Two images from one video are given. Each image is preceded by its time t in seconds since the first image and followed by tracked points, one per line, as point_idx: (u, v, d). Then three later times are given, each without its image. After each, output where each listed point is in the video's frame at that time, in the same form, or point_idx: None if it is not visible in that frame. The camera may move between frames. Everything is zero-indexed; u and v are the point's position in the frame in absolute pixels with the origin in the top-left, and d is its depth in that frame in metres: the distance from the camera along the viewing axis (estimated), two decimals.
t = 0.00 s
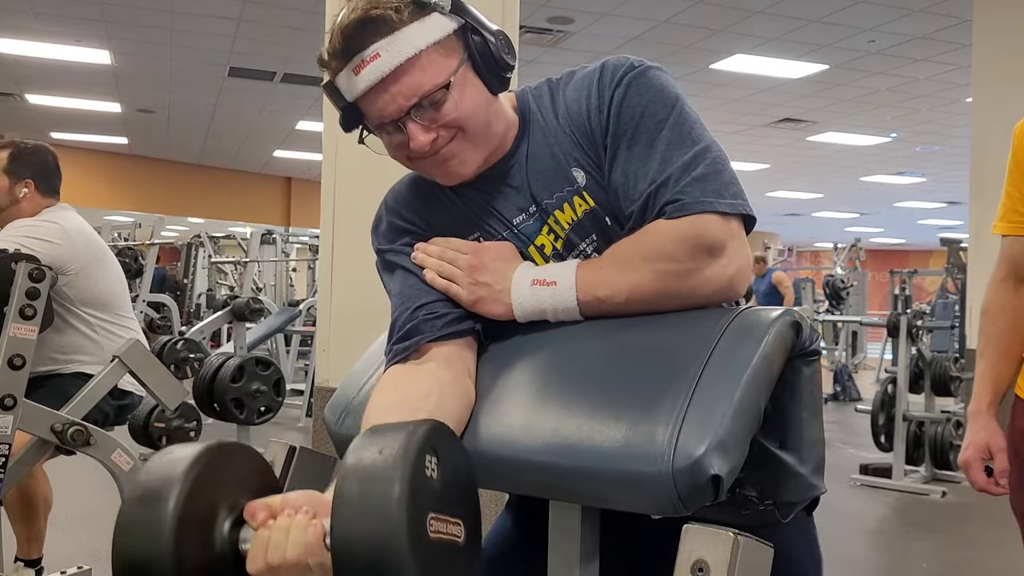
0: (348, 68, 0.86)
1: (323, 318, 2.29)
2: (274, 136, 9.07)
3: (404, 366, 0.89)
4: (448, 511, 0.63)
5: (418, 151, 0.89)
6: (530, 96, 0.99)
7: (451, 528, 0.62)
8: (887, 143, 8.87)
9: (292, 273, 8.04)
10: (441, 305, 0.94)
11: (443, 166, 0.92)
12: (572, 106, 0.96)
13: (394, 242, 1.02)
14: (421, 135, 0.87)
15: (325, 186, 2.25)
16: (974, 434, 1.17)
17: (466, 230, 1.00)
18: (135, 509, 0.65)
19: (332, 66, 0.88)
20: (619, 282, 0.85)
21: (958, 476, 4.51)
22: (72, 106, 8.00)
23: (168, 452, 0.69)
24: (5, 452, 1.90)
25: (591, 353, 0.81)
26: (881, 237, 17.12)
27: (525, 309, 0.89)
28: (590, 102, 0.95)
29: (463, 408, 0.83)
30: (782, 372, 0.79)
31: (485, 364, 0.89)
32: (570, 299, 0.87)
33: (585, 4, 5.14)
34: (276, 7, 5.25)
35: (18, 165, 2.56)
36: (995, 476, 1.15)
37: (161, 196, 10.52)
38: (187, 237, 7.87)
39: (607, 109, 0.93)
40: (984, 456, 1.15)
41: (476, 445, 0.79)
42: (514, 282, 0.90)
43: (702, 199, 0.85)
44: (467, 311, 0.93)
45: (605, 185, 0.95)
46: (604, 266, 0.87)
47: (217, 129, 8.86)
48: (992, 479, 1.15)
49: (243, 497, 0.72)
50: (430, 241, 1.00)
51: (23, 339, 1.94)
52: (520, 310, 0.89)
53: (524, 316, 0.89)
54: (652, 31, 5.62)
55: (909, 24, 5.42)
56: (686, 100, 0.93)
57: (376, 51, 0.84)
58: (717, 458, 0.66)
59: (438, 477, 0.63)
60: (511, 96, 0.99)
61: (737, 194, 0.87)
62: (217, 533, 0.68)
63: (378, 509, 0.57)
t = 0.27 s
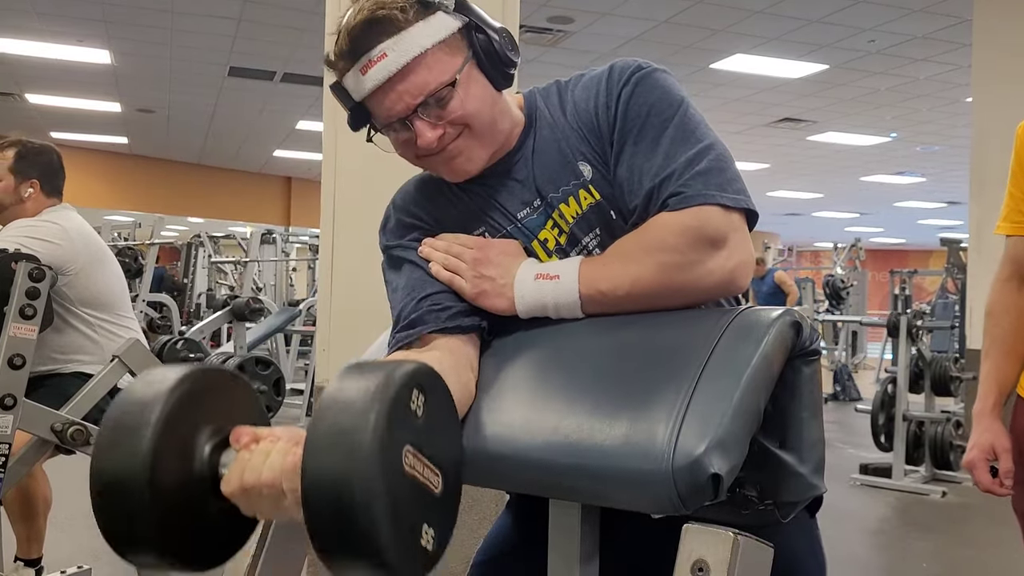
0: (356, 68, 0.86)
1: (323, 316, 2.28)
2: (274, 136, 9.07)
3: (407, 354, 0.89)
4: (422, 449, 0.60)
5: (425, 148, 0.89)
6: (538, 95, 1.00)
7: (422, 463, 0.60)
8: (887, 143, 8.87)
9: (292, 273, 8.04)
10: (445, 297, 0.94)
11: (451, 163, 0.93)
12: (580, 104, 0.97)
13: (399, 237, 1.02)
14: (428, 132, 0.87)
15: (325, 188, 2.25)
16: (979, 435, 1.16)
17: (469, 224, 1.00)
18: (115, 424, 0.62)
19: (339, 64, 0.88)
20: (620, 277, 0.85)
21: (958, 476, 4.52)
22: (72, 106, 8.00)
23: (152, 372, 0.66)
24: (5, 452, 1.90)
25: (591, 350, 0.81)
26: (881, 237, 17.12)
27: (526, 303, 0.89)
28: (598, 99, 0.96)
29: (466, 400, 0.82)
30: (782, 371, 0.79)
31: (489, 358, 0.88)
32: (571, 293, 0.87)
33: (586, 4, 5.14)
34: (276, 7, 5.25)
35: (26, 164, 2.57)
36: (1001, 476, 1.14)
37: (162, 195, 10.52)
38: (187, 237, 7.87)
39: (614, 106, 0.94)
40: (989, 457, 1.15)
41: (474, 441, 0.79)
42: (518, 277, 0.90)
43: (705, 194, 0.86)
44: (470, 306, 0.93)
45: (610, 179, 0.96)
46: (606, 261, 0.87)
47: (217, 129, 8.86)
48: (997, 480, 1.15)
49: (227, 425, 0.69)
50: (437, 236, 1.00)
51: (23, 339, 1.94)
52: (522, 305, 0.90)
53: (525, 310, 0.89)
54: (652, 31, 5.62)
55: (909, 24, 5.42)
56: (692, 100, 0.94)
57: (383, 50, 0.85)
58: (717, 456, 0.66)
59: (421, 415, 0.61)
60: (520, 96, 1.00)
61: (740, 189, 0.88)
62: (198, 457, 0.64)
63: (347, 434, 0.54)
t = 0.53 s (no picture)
0: (358, 63, 0.86)
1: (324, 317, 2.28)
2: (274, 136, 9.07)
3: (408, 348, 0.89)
4: (418, 382, 0.60)
5: (426, 143, 0.89)
6: (539, 96, 1.01)
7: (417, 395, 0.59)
8: (887, 143, 8.86)
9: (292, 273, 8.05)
10: (447, 292, 0.94)
11: (451, 157, 0.93)
12: (582, 104, 0.98)
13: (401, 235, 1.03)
14: (429, 127, 0.88)
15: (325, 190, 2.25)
16: (981, 437, 1.16)
17: (470, 222, 1.00)
18: (110, 343, 0.63)
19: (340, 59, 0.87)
20: (619, 275, 0.85)
21: (958, 476, 4.52)
22: (72, 106, 8.00)
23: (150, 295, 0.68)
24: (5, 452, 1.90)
25: (590, 348, 0.81)
26: (881, 238, 17.12)
27: (526, 302, 0.89)
28: (599, 100, 0.97)
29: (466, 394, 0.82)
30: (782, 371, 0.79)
31: (491, 356, 0.88)
32: (571, 290, 0.87)
33: (586, 4, 5.14)
34: (276, 7, 5.25)
35: (25, 164, 2.57)
36: (1004, 478, 1.15)
37: (162, 195, 10.52)
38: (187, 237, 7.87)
39: (616, 106, 0.94)
40: (992, 459, 1.15)
41: (472, 439, 0.78)
42: (518, 274, 0.90)
43: (705, 191, 0.86)
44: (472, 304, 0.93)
45: (610, 178, 0.96)
46: (606, 260, 0.87)
47: (217, 129, 8.85)
48: (1000, 481, 1.15)
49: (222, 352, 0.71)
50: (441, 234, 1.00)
51: (23, 339, 1.94)
52: (522, 303, 0.89)
53: (525, 309, 0.89)
54: (652, 31, 5.62)
55: (908, 24, 5.42)
56: (693, 101, 0.94)
57: (385, 45, 0.84)
58: (717, 455, 0.66)
59: (424, 350, 0.61)
60: (522, 97, 1.01)
61: (739, 189, 0.88)
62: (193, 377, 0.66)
63: (340, 359, 0.54)
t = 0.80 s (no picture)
0: (363, 38, 0.87)
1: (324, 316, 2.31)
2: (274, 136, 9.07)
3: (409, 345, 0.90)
4: (428, 322, 0.65)
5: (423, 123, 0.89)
6: (543, 98, 1.02)
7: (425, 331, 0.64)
8: (887, 143, 8.87)
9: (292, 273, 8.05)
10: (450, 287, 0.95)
11: (448, 144, 0.92)
12: (585, 103, 0.99)
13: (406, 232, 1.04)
14: (427, 105, 0.88)
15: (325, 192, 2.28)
16: (976, 433, 1.18)
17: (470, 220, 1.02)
18: (126, 274, 0.69)
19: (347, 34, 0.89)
20: (620, 272, 0.86)
21: (957, 476, 4.53)
22: (72, 106, 8.00)
23: (161, 229, 0.73)
24: (7, 452, 1.90)
25: (591, 345, 0.82)
26: (881, 237, 17.13)
27: (527, 298, 0.89)
28: (603, 99, 0.98)
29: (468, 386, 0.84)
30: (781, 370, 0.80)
31: (492, 353, 0.89)
32: (572, 287, 0.87)
33: (585, 5, 5.14)
34: (275, 7, 5.25)
35: (27, 162, 2.58)
36: (997, 474, 1.16)
37: (162, 195, 10.53)
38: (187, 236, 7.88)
39: (620, 105, 0.96)
40: (985, 454, 1.16)
41: (472, 434, 0.80)
42: (520, 270, 0.91)
43: (707, 189, 0.87)
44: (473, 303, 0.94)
45: (613, 177, 0.97)
46: (606, 258, 0.88)
47: (217, 128, 8.86)
48: (994, 477, 1.16)
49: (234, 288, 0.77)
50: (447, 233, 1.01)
51: (24, 338, 1.95)
52: (523, 299, 0.90)
53: (526, 305, 0.90)
54: (651, 32, 5.62)
55: (907, 25, 5.43)
56: (696, 103, 0.95)
57: (390, 20, 0.86)
58: (716, 454, 0.68)
59: (438, 292, 0.66)
60: (526, 98, 1.02)
61: (740, 188, 0.89)
62: (205, 308, 0.72)
63: (352, 296, 0.58)
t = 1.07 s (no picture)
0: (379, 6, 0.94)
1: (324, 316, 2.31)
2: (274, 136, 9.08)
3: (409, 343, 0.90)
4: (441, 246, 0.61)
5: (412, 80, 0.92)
6: (550, 102, 1.02)
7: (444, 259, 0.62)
8: (886, 143, 8.87)
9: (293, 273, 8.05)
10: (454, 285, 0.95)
11: (432, 107, 0.92)
12: (590, 103, 1.00)
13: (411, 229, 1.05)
14: (415, 59, 0.91)
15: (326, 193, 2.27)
16: (974, 441, 1.19)
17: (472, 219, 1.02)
18: (147, 202, 0.65)
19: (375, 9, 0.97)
20: (619, 270, 0.86)
21: (957, 476, 4.53)
22: (72, 107, 8.00)
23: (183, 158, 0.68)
24: (7, 452, 1.90)
25: (593, 342, 0.82)
26: (881, 238, 17.14)
27: (527, 296, 0.89)
28: (607, 101, 0.98)
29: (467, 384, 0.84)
30: (781, 370, 0.80)
31: (493, 351, 0.89)
32: (572, 286, 0.87)
33: (585, 5, 5.15)
34: (275, 7, 5.25)
35: (11, 162, 2.57)
36: (996, 481, 1.17)
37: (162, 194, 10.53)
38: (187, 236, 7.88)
39: (623, 107, 0.96)
40: (984, 462, 1.17)
41: (473, 431, 0.80)
42: (522, 268, 0.90)
43: (709, 188, 0.87)
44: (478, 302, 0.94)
45: (616, 177, 0.97)
46: (606, 256, 0.88)
47: (217, 129, 8.86)
48: (992, 485, 1.18)
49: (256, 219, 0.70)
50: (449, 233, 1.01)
51: (24, 338, 1.95)
52: (524, 296, 0.89)
53: (527, 303, 0.89)
54: (651, 32, 5.63)
55: (907, 25, 5.43)
56: (700, 106, 0.95)
57: None
58: (716, 454, 0.68)
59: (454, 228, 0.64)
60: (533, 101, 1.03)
61: (743, 189, 0.88)
62: (224, 238, 0.66)
63: (369, 225, 0.55)
